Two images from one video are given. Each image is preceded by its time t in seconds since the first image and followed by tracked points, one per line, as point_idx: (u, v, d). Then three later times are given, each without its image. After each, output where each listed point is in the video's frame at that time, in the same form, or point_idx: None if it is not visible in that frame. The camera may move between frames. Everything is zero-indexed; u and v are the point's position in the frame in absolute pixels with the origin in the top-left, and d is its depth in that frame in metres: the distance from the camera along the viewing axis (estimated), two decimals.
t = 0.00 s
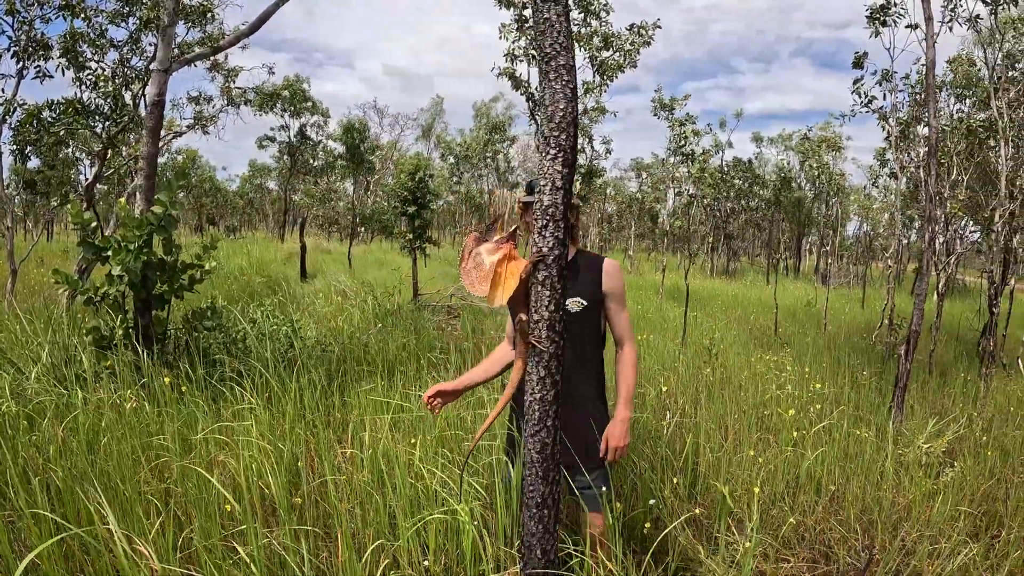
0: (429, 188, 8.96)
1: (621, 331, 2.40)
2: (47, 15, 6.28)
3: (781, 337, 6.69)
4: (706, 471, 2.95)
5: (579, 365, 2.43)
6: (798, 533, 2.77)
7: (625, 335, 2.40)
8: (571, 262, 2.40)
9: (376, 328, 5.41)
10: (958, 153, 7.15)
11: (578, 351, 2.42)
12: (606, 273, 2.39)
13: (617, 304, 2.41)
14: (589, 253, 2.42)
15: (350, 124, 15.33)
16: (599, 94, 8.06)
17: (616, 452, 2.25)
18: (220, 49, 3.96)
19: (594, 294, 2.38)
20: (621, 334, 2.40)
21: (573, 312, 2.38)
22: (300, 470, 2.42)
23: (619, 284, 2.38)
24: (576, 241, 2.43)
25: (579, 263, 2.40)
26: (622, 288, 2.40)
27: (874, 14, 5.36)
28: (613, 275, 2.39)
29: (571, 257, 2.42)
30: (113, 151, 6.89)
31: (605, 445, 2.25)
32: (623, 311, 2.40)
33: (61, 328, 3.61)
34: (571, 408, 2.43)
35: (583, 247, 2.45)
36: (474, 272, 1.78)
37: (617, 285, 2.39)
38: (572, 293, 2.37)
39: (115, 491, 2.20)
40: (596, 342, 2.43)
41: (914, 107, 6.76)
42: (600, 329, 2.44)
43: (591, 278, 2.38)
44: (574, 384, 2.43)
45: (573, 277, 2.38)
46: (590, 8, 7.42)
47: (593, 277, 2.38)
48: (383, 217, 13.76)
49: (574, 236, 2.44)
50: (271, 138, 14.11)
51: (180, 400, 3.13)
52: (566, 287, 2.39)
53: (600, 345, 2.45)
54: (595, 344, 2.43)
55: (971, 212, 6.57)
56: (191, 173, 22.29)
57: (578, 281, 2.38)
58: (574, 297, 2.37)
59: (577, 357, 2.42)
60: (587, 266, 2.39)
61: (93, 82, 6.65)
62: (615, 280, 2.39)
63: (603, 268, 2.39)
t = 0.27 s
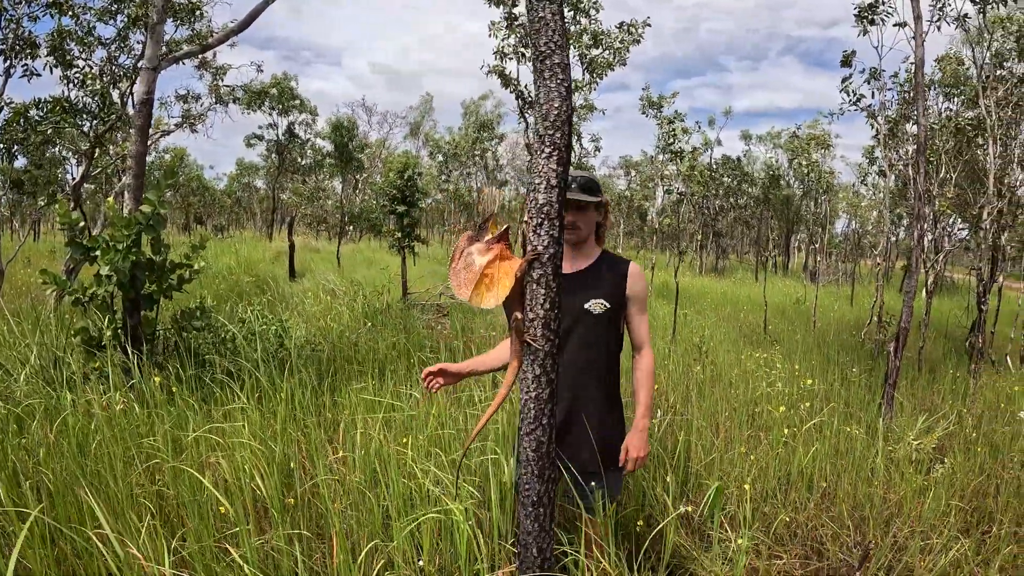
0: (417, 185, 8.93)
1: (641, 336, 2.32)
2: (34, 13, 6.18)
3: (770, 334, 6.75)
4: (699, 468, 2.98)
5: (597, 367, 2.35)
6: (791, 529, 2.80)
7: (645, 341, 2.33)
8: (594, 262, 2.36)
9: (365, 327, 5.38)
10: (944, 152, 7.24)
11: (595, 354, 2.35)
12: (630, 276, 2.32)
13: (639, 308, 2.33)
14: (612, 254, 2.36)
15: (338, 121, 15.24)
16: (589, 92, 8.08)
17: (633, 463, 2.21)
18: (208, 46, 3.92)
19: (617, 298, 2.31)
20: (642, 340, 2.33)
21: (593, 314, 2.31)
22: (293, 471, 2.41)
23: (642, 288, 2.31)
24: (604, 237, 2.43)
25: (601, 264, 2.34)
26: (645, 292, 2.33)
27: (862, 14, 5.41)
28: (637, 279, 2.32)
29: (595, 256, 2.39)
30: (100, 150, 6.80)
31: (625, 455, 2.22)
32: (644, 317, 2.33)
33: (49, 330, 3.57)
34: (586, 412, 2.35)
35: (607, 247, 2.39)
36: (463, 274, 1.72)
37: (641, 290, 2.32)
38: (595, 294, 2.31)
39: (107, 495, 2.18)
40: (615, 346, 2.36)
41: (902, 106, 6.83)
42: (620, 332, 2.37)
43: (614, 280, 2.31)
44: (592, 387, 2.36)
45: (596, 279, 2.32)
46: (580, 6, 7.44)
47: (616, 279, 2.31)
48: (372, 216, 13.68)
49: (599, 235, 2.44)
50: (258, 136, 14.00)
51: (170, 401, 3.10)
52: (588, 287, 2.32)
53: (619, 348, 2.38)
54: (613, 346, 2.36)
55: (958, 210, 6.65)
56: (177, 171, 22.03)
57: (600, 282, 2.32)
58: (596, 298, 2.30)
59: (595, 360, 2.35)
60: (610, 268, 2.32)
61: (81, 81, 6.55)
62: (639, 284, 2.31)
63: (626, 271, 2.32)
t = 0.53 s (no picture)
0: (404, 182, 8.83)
1: (660, 341, 2.38)
2: (18, 9, 6.08)
3: (760, 331, 6.82)
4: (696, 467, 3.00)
5: (618, 372, 2.37)
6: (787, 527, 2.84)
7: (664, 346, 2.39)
8: (617, 266, 2.39)
9: (356, 326, 5.34)
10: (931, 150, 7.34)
11: (617, 359, 2.36)
12: (652, 281, 2.36)
13: (659, 313, 2.38)
14: (635, 258, 2.39)
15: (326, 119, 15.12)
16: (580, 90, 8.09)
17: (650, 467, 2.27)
18: (199, 44, 3.88)
19: (639, 303, 2.34)
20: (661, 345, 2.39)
21: (617, 319, 2.33)
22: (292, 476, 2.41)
23: (664, 293, 2.36)
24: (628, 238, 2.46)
25: (624, 269, 2.36)
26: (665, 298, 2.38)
27: (850, 13, 5.47)
28: (658, 284, 2.36)
29: (617, 259, 2.42)
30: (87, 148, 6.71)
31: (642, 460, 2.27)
32: (663, 322, 2.38)
33: (37, 332, 3.52)
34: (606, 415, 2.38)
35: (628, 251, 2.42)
36: (468, 280, 1.80)
37: (662, 295, 2.37)
38: (619, 299, 2.32)
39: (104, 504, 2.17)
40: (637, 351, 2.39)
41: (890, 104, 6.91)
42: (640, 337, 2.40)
43: (637, 285, 2.34)
44: (613, 390, 2.39)
45: (620, 284, 2.34)
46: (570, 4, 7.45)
47: (639, 284, 2.34)
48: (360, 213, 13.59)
49: (621, 237, 2.48)
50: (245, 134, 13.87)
51: (163, 404, 3.07)
52: (612, 292, 2.34)
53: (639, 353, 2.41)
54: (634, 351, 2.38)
55: (945, 207, 6.74)
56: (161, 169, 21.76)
57: (624, 287, 2.34)
58: (620, 303, 2.32)
59: (616, 364, 2.37)
60: (633, 273, 2.35)
61: (66, 78, 6.46)
62: (661, 289, 2.36)
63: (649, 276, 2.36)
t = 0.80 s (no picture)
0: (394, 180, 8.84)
1: (687, 348, 2.57)
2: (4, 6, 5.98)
3: (749, 328, 6.89)
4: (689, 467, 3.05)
5: (652, 376, 2.51)
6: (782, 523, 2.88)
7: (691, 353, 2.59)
8: (653, 273, 2.51)
9: (348, 325, 5.32)
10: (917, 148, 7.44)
11: (653, 363, 2.49)
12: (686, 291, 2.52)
13: (689, 322, 2.56)
14: (670, 268, 2.53)
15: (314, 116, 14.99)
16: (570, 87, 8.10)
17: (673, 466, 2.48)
18: (189, 41, 3.85)
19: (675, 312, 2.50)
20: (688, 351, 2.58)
21: (658, 326, 2.46)
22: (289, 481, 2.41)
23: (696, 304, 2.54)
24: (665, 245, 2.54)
25: (662, 278, 2.50)
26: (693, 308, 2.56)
27: (836, 13, 5.53)
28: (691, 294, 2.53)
29: (653, 266, 2.53)
30: (73, 147, 6.61)
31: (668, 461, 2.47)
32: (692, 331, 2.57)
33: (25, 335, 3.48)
34: (638, 416, 2.50)
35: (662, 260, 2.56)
36: (476, 284, 1.81)
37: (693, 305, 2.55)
38: (659, 308, 2.46)
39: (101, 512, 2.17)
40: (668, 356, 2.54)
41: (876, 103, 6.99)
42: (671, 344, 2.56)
43: (675, 295, 2.49)
44: (646, 393, 2.51)
45: (659, 293, 2.47)
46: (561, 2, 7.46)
47: (677, 293, 2.49)
48: (349, 211, 13.50)
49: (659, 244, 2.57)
50: (231, 132, 13.74)
51: (156, 408, 3.06)
52: (652, 300, 2.47)
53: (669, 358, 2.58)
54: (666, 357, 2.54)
55: (931, 204, 6.83)
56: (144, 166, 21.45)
57: (663, 296, 2.48)
58: (661, 312, 2.45)
59: (652, 368, 2.50)
60: (670, 283, 2.50)
61: (53, 75, 6.36)
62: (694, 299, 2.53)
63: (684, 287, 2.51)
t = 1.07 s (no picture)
0: (380, 176, 8.69)
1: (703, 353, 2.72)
2: None
3: (738, 325, 6.95)
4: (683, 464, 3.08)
5: (671, 378, 2.63)
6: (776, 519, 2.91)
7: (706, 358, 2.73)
8: (680, 278, 2.61)
9: (339, 324, 5.29)
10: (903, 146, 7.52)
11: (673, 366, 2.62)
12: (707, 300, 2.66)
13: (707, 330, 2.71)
14: (696, 274, 2.65)
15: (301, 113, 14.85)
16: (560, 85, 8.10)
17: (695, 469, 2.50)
18: (178, 37, 3.80)
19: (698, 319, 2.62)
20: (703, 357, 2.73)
21: (683, 331, 2.58)
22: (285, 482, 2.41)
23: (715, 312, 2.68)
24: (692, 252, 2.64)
25: (688, 285, 2.61)
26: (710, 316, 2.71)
27: (822, 12, 5.59)
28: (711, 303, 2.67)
29: (679, 272, 2.64)
30: (59, 145, 6.52)
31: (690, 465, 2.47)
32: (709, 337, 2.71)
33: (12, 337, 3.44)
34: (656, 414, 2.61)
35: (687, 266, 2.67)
36: (477, 285, 1.82)
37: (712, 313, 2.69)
38: (685, 314, 2.57)
39: (96, 519, 2.16)
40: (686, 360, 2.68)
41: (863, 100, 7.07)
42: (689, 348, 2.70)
43: (699, 302, 2.61)
44: (664, 393, 2.63)
45: (686, 299, 2.58)
46: None
47: (701, 301, 2.62)
48: (337, 208, 13.41)
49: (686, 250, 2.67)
50: (217, 129, 13.59)
51: (147, 411, 3.04)
52: (680, 305, 2.57)
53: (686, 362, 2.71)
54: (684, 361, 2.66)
55: (917, 201, 6.92)
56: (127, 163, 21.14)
57: (689, 302, 2.59)
58: (687, 317, 2.57)
59: (672, 370, 2.62)
60: (695, 290, 2.62)
61: (38, 72, 6.26)
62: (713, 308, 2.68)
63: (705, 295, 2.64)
